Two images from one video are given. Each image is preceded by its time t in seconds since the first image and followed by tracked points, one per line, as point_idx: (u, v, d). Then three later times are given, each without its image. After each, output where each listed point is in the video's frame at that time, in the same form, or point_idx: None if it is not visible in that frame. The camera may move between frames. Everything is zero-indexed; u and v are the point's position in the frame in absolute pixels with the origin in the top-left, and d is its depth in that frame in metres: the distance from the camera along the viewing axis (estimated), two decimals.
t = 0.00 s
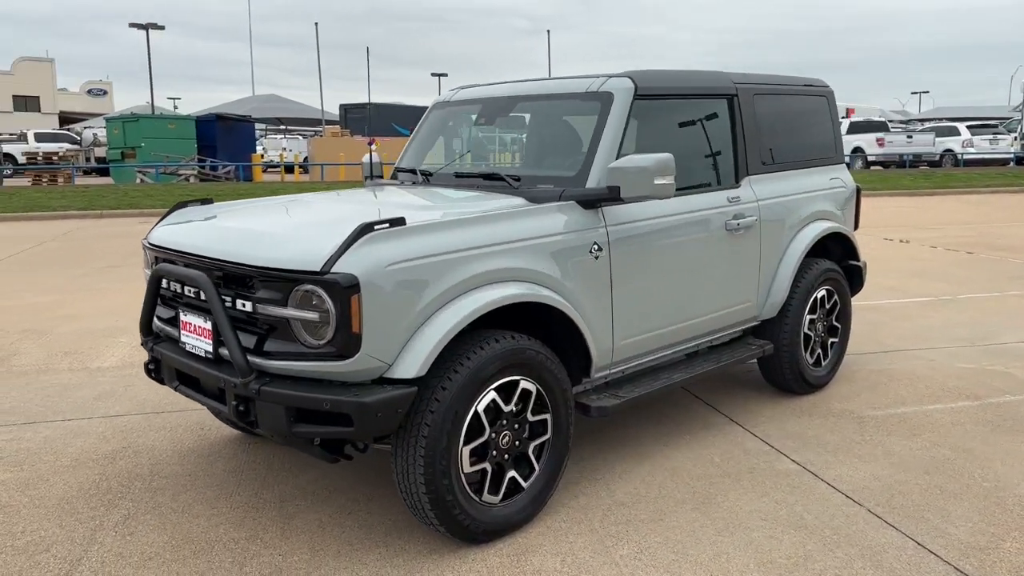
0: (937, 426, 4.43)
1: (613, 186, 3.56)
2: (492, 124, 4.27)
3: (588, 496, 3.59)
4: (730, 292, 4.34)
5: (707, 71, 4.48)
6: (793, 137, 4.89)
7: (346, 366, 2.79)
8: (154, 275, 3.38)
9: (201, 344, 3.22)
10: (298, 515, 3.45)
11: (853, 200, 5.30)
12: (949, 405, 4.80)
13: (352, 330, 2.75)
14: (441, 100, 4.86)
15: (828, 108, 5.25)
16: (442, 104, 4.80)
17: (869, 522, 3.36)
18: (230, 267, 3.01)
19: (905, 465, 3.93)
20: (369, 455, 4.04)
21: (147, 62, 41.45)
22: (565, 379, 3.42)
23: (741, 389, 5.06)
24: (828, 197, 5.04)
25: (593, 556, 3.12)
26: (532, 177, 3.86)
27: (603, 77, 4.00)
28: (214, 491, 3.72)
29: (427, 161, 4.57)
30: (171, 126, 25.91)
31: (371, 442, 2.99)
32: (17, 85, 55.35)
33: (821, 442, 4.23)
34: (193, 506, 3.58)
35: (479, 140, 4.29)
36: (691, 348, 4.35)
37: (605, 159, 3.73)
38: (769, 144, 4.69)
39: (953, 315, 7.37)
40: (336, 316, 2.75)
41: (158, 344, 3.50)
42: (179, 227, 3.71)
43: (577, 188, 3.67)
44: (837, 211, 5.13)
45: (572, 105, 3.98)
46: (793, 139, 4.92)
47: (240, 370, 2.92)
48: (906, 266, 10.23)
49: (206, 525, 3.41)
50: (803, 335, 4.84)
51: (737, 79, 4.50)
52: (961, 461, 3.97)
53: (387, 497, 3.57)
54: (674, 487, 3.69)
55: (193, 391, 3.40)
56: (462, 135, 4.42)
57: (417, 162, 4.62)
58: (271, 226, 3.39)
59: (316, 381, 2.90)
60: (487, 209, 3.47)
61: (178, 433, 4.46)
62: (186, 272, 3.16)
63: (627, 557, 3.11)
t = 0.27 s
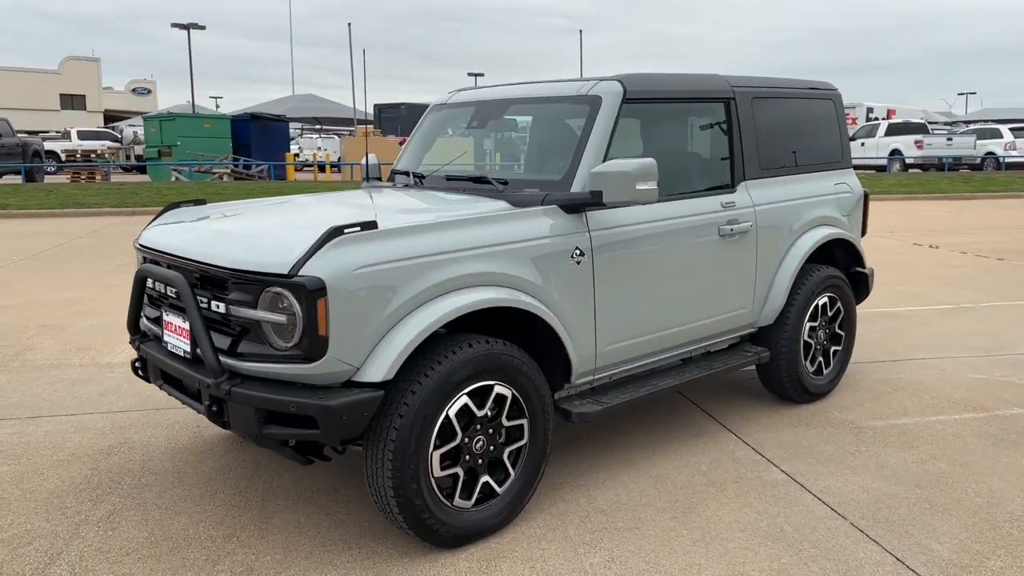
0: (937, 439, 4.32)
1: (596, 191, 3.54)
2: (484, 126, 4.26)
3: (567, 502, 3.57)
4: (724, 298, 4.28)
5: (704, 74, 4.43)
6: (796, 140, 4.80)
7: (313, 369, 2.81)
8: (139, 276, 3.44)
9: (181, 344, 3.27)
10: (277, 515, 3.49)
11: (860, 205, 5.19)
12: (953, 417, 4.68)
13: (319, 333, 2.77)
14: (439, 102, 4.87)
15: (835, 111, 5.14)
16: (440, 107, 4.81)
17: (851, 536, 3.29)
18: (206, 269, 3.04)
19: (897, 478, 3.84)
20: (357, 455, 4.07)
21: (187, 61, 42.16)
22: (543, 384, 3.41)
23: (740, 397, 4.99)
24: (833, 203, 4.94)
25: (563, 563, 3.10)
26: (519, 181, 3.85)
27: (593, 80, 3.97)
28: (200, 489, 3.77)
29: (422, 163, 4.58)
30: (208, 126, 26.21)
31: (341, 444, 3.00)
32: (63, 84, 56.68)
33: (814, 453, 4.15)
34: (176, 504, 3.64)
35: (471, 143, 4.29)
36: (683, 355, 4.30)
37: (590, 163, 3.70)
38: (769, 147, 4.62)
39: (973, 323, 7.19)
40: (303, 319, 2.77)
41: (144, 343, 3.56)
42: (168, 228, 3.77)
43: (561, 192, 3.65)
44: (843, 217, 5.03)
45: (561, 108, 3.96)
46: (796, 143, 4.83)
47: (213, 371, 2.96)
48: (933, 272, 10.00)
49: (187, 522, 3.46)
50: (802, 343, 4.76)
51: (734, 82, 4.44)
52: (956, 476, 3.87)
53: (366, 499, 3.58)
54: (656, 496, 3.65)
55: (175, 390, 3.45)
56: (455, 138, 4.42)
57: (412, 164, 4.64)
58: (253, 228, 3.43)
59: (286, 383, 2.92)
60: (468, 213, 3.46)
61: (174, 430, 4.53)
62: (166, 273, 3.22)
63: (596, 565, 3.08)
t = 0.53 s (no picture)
0: (933, 445, 4.23)
1: (577, 190, 3.53)
2: (475, 125, 4.28)
3: (545, 501, 3.58)
4: (715, 299, 4.24)
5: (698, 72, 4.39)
6: (797, 139, 4.72)
7: (281, 364, 2.84)
8: (126, 269, 3.51)
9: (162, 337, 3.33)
10: (258, 507, 3.54)
11: (864, 206, 5.10)
12: (955, 423, 4.58)
13: (286, 327, 2.80)
14: (436, 101, 4.89)
15: (840, 110, 5.06)
16: (436, 105, 4.83)
17: (827, 541, 3.25)
18: (184, 264, 3.10)
19: (885, 484, 3.77)
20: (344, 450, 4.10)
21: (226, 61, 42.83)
22: (519, 382, 3.41)
23: (737, 399, 4.93)
24: (834, 203, 4.86)
25: (531, 560, 3.10)
26: (504, 179, 3.85)
27: (581, 79, 3.96)
28: (188, 479, 3.84)
29: (415, 161, 4.60)
30: (241, 125, 26.85)
31: (312, 438, 3.04)
32: (107, 83, 57.95)
33: (804, 457, 4.10)
34: (163, 493, 3.71)
35: (461, 141, 4.30)
36: (673, 355, 4.27)
37: (573, 161, 3.69)
38: (768, 147, 4.56)
39: (992, 329, 7.01)
40: (271, 313, 2.81)
41: (132, 335, 3.63)
42: (159, 224, 3.84)
43: (543, 190, 3.65)
44: (845, 218, 4.94)
45: (547, 106, 3.96)
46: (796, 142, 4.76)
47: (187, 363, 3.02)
48: (958, 276, 9.77)
49: (170, 511, 3.52)
50: (799, 346, 4.69)
51: (729, 81, 4.39)
52: (947, 483, 3.79)
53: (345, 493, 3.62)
54: (636, 496, 3.63)
55: (159, 383, 3.51)
56: (447, 136, 4.44)
57: (406, 162, 4.67)
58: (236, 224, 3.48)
59: (257, 377, 2.96)
60: (447, 210, 3.48)
61: (171, 422, 4.62)
62: (149, 267, 3.29)
63: (565, 563, 3.07)
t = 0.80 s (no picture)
0: (926, 454, 4.17)
1: (557, 193, 3.54)
2: (466, 127, 4.31)
3: (523, 502, 3.59)
4: (705, 303, 4.21)
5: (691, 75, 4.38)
6: (795, 143, 4.68)
7: (252, 361, 2.91)
8: (116, 266, 3.61)
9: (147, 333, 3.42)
10: (240, 501, 3.61)
11: (866, 211, 5.02)
12: (952, 433, 4.50)
13: (256, 325, 2.86)
14: (433, 102, 4.93)
15: (843, 114, 4.99)
16: (433, 106, 4.87)
17: (800, 549, 3.22)
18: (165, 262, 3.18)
19: (870, 492, 3.72)
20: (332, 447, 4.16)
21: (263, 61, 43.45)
22: (495, 383, 3.43)
23: (732, 404, 4.90)
24: (835, 207, 4.79)
25: (500, 561, 3.12)
26: (489, 182, 3.88)
27: (568, 82, 3.98)
28: (177, 473, 3.93)
29: (409, 162, 4.65)
30: (275, 124, 27.20)
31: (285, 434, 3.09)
32: (149, 82, 59.12)
33: (791, 464, 4.06)
34: (151, 485, 3.80)
35: (453, 143, 4.34)
36: (662, 359, 4.26)
37: (556, 165, 3.71)
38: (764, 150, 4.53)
39: (1008, 337, 6.86)
40: (242, 312, 2.87)
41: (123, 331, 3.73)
42: (152, 222, 3.94)
43: (525, 193, 3.67)
44: (846, 223, 4.87)
45: (535, 110, 3.99)
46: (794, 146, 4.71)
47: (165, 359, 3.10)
48: (983, 282, 9.57)
49: (156, 503, 3.61)
50: (795, 352, 4.64)
51: (723, 84, 4.37)
52: (933, 492, 3.73)
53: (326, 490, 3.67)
54: (614, 499, 3.64)
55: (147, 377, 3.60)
56: (440, 137, 4.48)
57: (401, 163, 4.72)
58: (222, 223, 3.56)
59: (231, 373, 3.03)
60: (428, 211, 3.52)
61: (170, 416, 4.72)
62: (135, 264, 3.38)
63: (532, 564, 3.09)
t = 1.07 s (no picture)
0: (928, 465, 4.06)
1: (546, 194, 3.51)
2: (463, 127, 4.30)
3: (508, 505, 3.57)
4: (702, 307, 4.15)
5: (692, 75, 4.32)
6: (801, 145, 4.58)
7: (229, 359, 2.93)
8: (110, 264, 3.66)
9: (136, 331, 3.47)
10: (228, 499, 3.64)
11: (876, 215, 4.91)
12: (960, 443, 4.38)
13: (233, 324, 2.88)
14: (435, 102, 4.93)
15: (853, 115, 4.88)
16: (435, 107, 4.87)
17: (784, 560, 3.15)
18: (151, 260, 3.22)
19: (865, 504, 3.63)
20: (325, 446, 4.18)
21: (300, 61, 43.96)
22: (479, 385, 3.41)
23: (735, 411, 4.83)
24: (842, 211, 4.69)
25: (477, 564, 3.10)
26: (482, 183, 3.87)
27: (563, 83, 3.96)
28: (171, 469, 3.98)
29: (409, 161, 4.64)
30: (310, 123, 27.49)
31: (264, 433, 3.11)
32: (190, 82, 60.15)
33: (787, 472, 3.98)
34: (143, 480, 3.85)
35: (450, 143, 4.33)
36: (658, 364, 4.21)
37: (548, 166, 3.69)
38: (768, 152, 4.46)
39: None
40: (219, 310, 2.89)
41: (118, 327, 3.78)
42: (150, 219, 3.99)
43: (515, 194, 3.65)
44: (855, 227, 4.76)
45: (530, 111, 3.97)
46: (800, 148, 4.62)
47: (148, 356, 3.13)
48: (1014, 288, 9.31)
49: (146, 498, 3.65)
50: (797, 358, 4.55)
51: (724, 85, 4.31)
52: (931, 505, 3.63)
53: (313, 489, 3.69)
54: (600, 504, 3.59)
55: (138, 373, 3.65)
56: (438, 138, 4.48)
57: (401, 162, 4.72)
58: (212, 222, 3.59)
59: (210, 371, 3.05)
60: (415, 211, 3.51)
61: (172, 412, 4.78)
62: (125, 262, 3.43)
63: (508, 569, 3.07)
